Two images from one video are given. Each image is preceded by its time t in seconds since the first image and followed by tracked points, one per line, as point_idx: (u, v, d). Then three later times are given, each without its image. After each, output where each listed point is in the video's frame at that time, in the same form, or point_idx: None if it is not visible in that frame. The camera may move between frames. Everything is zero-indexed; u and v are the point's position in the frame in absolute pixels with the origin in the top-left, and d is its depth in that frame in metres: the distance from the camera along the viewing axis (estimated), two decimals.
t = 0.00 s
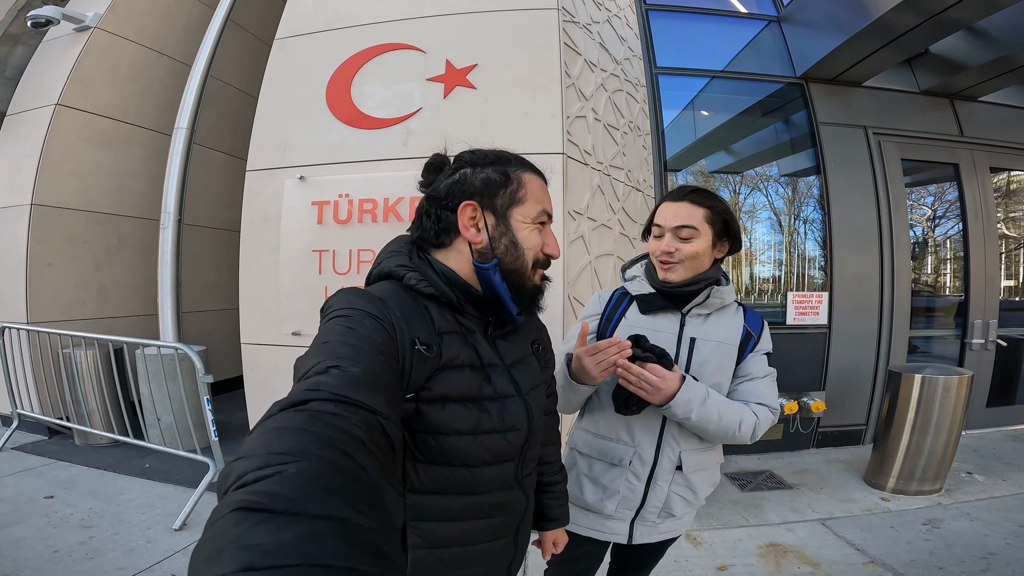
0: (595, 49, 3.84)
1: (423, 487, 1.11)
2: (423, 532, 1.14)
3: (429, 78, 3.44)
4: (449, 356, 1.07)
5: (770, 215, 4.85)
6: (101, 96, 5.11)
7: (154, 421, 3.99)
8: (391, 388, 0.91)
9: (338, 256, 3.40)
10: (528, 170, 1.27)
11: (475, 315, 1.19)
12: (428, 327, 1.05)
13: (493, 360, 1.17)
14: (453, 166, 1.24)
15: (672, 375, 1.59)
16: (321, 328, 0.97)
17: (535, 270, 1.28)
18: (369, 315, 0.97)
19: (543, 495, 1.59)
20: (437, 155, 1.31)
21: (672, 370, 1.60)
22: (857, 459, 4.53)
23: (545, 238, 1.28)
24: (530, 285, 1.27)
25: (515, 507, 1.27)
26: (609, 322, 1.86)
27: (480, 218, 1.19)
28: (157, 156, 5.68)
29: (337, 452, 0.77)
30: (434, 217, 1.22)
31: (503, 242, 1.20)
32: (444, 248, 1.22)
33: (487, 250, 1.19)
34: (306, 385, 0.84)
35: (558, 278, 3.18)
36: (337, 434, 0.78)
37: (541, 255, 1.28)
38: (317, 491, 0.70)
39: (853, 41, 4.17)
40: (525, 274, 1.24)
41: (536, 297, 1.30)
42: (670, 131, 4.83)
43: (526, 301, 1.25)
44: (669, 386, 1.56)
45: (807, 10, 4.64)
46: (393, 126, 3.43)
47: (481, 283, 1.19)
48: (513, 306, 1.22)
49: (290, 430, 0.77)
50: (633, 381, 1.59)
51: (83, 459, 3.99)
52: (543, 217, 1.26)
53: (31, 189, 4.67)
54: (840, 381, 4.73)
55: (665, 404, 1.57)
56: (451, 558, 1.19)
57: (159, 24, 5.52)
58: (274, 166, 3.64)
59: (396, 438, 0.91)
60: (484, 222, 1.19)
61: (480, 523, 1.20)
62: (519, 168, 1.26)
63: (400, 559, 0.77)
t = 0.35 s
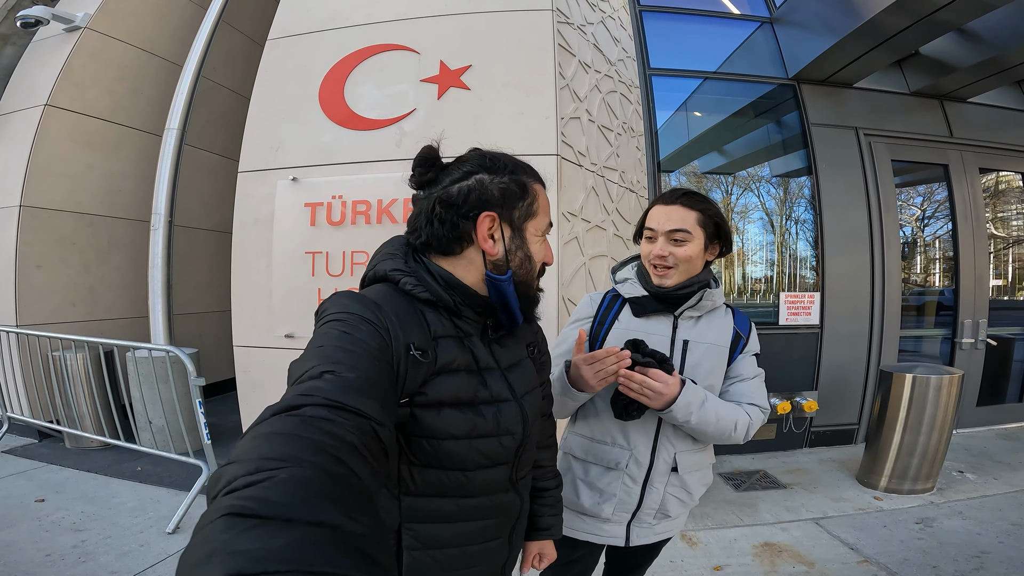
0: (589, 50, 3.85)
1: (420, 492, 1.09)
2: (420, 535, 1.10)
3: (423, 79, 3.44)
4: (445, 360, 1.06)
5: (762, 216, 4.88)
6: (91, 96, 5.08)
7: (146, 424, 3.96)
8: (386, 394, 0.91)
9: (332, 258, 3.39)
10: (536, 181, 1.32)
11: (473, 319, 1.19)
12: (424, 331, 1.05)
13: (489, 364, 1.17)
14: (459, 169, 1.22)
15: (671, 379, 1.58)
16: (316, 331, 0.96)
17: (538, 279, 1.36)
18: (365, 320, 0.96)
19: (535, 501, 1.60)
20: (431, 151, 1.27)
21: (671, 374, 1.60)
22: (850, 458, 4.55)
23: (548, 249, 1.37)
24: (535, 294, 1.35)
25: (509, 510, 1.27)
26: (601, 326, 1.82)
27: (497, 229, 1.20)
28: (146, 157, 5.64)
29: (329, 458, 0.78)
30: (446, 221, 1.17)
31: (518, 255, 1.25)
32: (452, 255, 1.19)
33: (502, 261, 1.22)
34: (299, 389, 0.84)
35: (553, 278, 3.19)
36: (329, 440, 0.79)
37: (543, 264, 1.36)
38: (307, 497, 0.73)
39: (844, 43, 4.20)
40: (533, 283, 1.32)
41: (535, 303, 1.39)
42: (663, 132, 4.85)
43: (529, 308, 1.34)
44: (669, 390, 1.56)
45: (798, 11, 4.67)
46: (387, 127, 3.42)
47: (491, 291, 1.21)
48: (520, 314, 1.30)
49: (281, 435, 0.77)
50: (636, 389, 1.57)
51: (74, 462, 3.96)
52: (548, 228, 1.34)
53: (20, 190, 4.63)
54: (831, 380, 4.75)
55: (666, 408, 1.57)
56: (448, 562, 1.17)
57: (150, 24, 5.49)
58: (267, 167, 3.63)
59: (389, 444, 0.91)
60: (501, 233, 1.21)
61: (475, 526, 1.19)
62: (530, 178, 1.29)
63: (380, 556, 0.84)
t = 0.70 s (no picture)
0: (591, 53, 3.86)
1: (405, 489, 1.11)
2: (409, 537, 1.14)
3: (426, 81, 3.44)
4: (424, 356, 1.09)
5: (762, 217, 4.89)
6: (95, 97, 5.09)
7: (150, 423, 3.97)
8: (364, 390, 0.92)
9: (337, 258, 3.40)
10: (507, 175, 1.33)
11: (452, 314, 1.21)
12: (401, 328, 1.07)
13: (471, 359, 1.19)
14: (429, 167, 1.23)
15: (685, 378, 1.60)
16: (290, 333, 0.97)
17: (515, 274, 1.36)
18: (340, 319, 0.98)
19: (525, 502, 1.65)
20: (402, 150, 1.29)
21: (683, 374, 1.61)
22: (849, 458, 4.57)
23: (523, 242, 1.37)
24: (512, 289, 1.36)
25: (501, 508, 1.27)
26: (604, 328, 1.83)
27: (471, 223, 1.21)
28: (151, 158, 5.66)
29: (307, 458, 0.77)
30: (418, 218, 1.17)
31: (493, 248, 1.25)
32: (427, 252, 1.20)
33: (477, 255, 1.23)
34: (273, 390, 0.85)
35: (554, 278, 3.20)
36: (308, 439, 0.79)
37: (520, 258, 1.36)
38: (288, 497, 0.70)
39: (843, 44, 4.21)
40: (509, 276, 1.32)
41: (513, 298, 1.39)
42: (664, 133, 4.86)
43: (506, 302, 1.35)
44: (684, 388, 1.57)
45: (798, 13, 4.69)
46: (392, 128, 3.43)
47: (468, 286, 1.24)
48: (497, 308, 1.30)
49: (255, 437, 0.76)
50: (653, 392, 1.57)
51: (78, 461, 3.97)
52: (522, 222, 1.34)
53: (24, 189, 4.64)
54: (830, 380, 4.77)
55: (681, 408, 1.58)
56: (442, 563, 1.19)
57: (153, 25, 5.50)
58: (272, 168, 3.64)
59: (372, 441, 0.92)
60: (474, 228, 1.22)
61: (468, 525, 1.20)
62: (501, 173, 1.30)
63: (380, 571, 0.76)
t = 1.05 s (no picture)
0: (590, 55, 3.90)
1: (396, 486, 1.12)
2: (402, 532, 1.15)
3: (429, 83, 3.48)
4: (413, 353, 1.12)
5: (758, 215, 4.95)
6: (100, 95, 5.09)
7: (156, 419, 3.99)
8: (355, 387, 0.96)
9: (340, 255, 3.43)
10: (496, 172, 1.38)
11: (438, 310, 1.25)
12: (390, 326, 1.10)
13: (458, 356, 1.23)
14: (416, 163, 1.28)
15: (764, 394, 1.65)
16: (279, 331, 1.00)
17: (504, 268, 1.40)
18: (328, 317, 1.01)
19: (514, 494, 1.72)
20: (388, 150, 1.33)
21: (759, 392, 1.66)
22: (837, 452, 4.65)
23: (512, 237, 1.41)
24: (501, 282, 1.40)
25: (492, 502, 1.32)
26: (596, 325, 1.83)
27: (458, 218, 1.26)
28: (155, 156, 5.66)
29: (304, 456, 0.82)
30: (406, 214, 1.23)
31: (480, 242, 1.30)
32: (415, 248, 1.26)
33: (465, 249, 1.28)
34: (265, 389, 0.87)
35: (552, 275, 3.25)
36: (304, 438, 0.83)
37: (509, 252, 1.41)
38: (291, 497, 0.76)
39: (837, 46, 4.27)
40: (499, 271, 1.36)
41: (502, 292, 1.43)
42: (660, 132, 4.90)
43: (495, 296, 1.39)
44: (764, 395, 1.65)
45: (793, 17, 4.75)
46: (394, 128, 3.47)
47: (457, 281, 1.28)
48: (486, 302, 1.35)
49: (252, 437, 0.80)
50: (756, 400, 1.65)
51: (82, 455, 3.99)
52: (511, 217, 1.38)
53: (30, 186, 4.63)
54: (821, 376, 4.85)
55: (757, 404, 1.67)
56: (436, 557, 1.22)
57: (155, 23, 5.50)
58: (275, 167, 3.66)
59: (363, 436, 0.96)
60: (461, 222, 1.27)
61: (460, 519, 1.24)
62: (489, 169, 1.35)
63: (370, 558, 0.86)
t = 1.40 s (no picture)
0: (588, 52, 3.88)
1: (399, 489, 1.12)
2: (407, 537, 1.15)
3: (425, 80, 3.46)
4: (415, 356, 1.10)
5: (757, 213, 4.94)
6: (93, 94, 5.07)
7: (151, 418, 3.99)
8: (358, 391, 0.94)
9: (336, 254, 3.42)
10: (499, 174, 1.35)
11: (441, 313, 1.23)
12: (392, 329, 1.09)
13: (461, 359, 1.22)
14: (420, 166, 1.27)
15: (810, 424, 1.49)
16: (281, 334, 0.99)
17: (507, 272, 1.38)
18: (331, 320, 1.00)
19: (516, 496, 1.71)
20: (394, 153, 1.32)
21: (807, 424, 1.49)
22: (837, 451, 4.65)
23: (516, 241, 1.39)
24: (504, 287, 1.37)
25: (495, 506, 1.30)
26: (600, 330, 1.78)
27: (458, 221, 1.25)
28: (148, 154, 5.63)
29: (305, 460, 0.81)
30: (407, 217, 1.21)
31: (481, 246, 1.28)
32: (416, 251, 1.24)
33: (466, 253, 1.26)
34: (267, 393, 0.86)
35: (550, 274, 3.24)
36: (304, 441, 0.82)
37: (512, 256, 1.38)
38: (291, 501, 0.74)
39: (837, 44, 4.25)
40: (501, 275, 1.34)
41: (506, 297, 1.41)
42: (660, 130, 4.88)
43: (498, 301, 1.37)
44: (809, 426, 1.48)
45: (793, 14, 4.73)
46: (390, 126, 3.45)
47: (460, 285, 1.27)
48: (488, 307, 1.32)
49: (253, 440, 0.79)
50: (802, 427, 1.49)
51: (78, 456, 3.98)
52: (514, 221, 1.36)
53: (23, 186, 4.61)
54: (821, 376, 4.84)
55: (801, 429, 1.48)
56: (441, 561, 1.21)
57: (149, 21, 5.48)
58: (270, 165, 3.65)
59: (366, 440, 0.95)
60: (462, 225, 1.26)
61: (463, 522, 1.23)
62: (490, 172, 1.32)
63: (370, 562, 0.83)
